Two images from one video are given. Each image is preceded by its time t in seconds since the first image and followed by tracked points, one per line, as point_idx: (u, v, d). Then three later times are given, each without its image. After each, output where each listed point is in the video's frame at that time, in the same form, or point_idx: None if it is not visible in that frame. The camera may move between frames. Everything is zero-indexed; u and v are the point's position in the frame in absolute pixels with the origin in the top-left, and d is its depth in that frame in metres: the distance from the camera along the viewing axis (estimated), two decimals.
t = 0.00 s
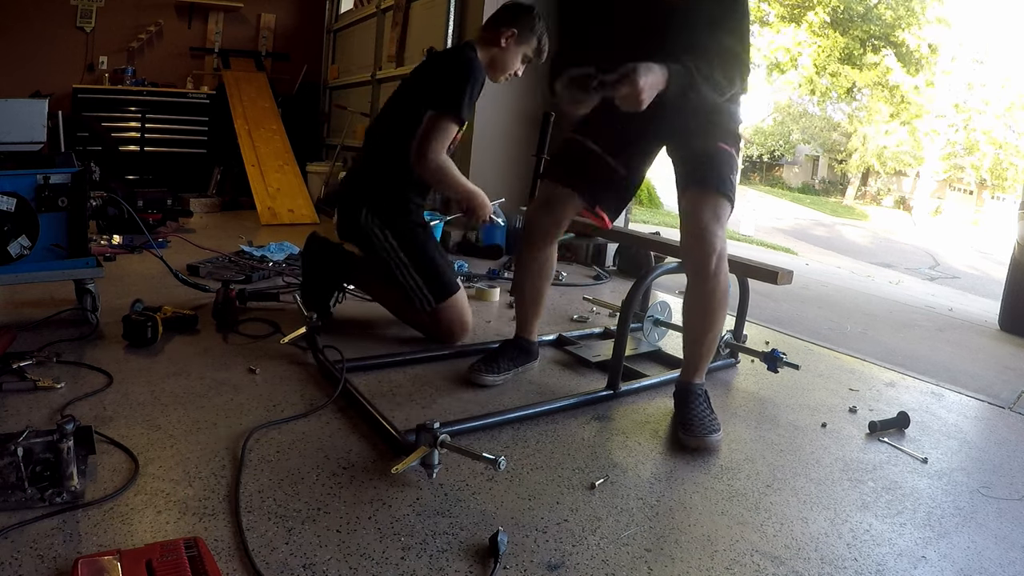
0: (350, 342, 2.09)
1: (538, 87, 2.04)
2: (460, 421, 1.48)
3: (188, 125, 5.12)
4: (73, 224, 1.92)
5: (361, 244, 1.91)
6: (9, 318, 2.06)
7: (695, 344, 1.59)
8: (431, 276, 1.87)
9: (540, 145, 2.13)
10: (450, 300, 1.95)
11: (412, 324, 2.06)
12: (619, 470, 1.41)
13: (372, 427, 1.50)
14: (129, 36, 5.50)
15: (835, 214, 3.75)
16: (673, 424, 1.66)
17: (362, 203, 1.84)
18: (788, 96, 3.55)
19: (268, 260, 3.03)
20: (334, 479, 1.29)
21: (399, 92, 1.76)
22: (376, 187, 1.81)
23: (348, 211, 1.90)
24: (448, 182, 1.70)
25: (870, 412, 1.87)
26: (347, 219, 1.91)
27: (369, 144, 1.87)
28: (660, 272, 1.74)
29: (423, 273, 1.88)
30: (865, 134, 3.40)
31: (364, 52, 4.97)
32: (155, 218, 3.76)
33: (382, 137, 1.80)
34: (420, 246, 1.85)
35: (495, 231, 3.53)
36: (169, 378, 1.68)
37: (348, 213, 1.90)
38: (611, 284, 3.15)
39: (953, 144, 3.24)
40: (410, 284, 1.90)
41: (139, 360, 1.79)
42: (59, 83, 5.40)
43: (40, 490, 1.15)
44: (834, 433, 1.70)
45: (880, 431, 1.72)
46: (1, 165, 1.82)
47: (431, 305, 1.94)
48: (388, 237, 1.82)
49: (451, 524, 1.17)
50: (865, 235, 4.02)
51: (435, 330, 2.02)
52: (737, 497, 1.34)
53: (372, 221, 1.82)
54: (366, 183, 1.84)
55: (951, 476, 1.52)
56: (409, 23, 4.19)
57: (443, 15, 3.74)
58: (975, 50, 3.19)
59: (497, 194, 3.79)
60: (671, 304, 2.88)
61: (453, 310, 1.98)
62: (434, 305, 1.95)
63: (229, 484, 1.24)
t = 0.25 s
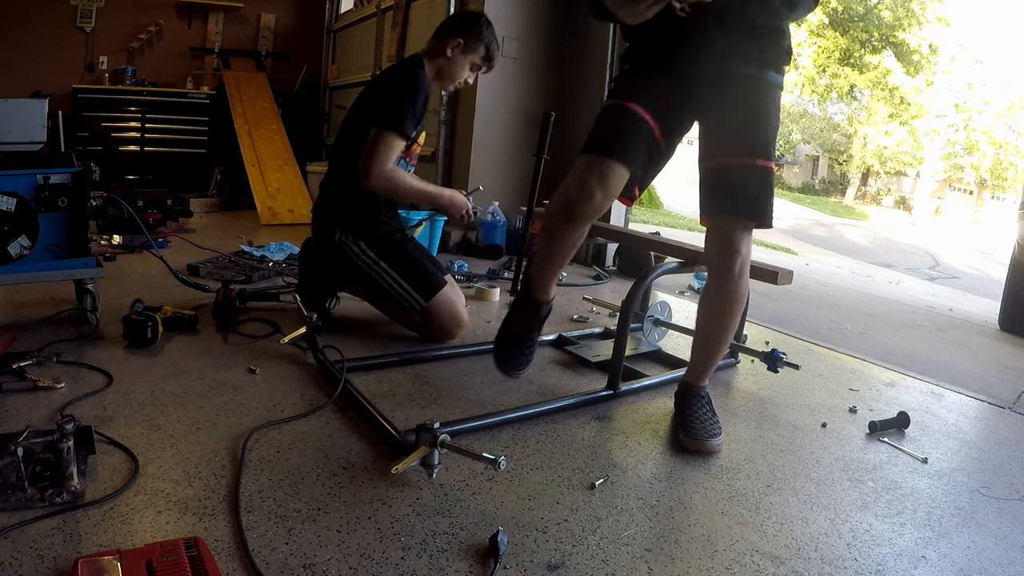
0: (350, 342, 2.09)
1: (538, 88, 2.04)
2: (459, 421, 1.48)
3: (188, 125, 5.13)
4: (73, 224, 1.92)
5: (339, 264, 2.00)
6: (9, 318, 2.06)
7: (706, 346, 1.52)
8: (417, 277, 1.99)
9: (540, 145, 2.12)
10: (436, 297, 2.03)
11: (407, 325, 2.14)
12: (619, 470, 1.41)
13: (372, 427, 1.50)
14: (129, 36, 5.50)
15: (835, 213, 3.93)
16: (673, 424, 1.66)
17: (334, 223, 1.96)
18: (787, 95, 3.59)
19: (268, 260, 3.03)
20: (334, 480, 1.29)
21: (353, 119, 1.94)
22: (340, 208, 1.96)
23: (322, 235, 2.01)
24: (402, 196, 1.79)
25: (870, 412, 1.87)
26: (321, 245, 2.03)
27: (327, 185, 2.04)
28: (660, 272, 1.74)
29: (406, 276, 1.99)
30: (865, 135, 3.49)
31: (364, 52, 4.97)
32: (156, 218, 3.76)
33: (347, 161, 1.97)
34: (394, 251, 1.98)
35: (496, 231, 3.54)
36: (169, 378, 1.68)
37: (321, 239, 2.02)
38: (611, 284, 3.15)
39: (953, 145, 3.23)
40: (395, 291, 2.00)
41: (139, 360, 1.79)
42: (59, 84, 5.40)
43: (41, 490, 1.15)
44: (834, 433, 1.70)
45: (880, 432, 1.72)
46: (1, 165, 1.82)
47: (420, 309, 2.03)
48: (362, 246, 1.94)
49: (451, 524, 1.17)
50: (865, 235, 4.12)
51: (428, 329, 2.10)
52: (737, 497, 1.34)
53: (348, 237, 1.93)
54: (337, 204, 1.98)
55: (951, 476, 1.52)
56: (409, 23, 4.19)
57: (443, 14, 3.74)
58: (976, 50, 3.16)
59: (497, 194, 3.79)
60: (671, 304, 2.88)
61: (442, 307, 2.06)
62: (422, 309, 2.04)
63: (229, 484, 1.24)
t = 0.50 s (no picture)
0: (349, 342, 2.10)
1: (538, 88, 2.04)
2: (459, 422, 1.48)
3: (188, 125, 5.13)
4: (72, 224, 1.92)
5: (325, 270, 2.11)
6: (9, 318, 2.06)
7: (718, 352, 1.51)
8: (399, 274, 2.06)
9: (540, 145, 2.12)
10: (421, 295, 2.09)
11: (398, 326, 2.17)
12: (619, 470, 1.41)
13: (372, 427, 1.50)
14: (129, 36, 5.50)
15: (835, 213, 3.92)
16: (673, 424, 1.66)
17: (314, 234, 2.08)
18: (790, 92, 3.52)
19: (268, 260, 3.03)
20: (334, 480, 1.29)
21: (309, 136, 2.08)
22: (317, 218, 2.07)
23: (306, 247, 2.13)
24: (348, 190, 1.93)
25: (870, 412, 1.87)
26: (304, 258, 2.13)
27: (302, 203, 2.16)
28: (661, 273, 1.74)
29: (388, 275, 2.07)
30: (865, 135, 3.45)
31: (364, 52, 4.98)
32: (155, 218, 3.76)
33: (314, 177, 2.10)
34: (374, 252, 2.07)
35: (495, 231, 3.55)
36: (169, 378, 1.68)
37: (304, 251, 2.12)
38: (611, 284, 3.15)
39: (952, 144, 3.23)
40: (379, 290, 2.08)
41: (139, 360, 1.79)
42: (59, 84, 5.39)
43: (41, 490, 1.15)
44: (834, 433, 1.70)
45: (880, 432, 1.72)
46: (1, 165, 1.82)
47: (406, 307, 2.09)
48: (343, 249, 2.05)
49: (451, 524, 1.17)
50: (865, 235, 4.13)
51: (418, 329, 2.13)
52: (737, 497, 1.34)
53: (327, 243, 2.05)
54: (313, 217, 2.10)
55: (951, 476, 1.52)
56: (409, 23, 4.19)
57: (444, 14, 3.74)
58: (976, 50, 3.16)
59: (497, 194, 3.79)
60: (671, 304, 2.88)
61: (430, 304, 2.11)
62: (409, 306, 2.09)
63: (229, 484, 1.24)
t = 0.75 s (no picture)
0: (350, 342, 2.09)
1: (538, 88, 2.04)
2: (459, 422, 1.48)
3: (188, 125, 5.13)
4: (73, 224, 1.92)
5: (324, 271, 2.11)
6: (9, 318, 2.06)
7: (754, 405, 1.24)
8: (400, 273, 2.06)
9: (540, 145, 2.12)
10: (421, 296, 2.09)
11: (398, 327, 2.18)
12: (619, 470, 1.41)
13: (372, 427, 1.50)
14: (129, 36, 5.50)
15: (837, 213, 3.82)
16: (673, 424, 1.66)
17: (312, 235, 2.09)
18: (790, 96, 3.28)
19: (268, 260, 3.03)
20: (334, 480, 1.29)
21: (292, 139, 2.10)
22: (317, 217, 2.08)
23: (304, 247, 2.13)
24: (339, 188, 1.98)
25: (870, 412, 1.87)
26: (303, 258, 2.13)
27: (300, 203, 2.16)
28: (661, 273, 1.74)
29: (388, 276, 2.07)
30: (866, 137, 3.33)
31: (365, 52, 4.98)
32: (155, 218, 3.76)
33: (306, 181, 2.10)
34: (374, 253, 2.08)
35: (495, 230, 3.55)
36: (169, 378, 1.68)
37: (303, 251, 2.13)
38: (611, 284, 3.15)
39: (953, 144, 3.30)
40: (379, 289, 2.07)
41: (139, 360, 1.79)
42: (59, 84, 5.39)
43: (40, 490, 1.15)
44: (834, 433, 1.70)
45: (880, 431, 1.72)
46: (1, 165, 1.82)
47: (406, 307, 2.09)
48: (344, 249, 2.05)
49: (451, 524, 1.17)
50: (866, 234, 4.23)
51: (418, 329, 2.13)
52: (738, 497, 1.34)
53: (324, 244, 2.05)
54: (309, 217, 2.11)
55: (951, 476, 1.52)
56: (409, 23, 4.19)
57: (444, 15, 3.74)
58: (974, 50, 3.14)
59: (497, 193, 3.79)
60: (671, 304, 2.88)
61: (430, 305, 2.10)
62: (410, 305, 2.09)
63: (229, 484, 1.24)
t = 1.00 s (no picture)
0: (350, 342, 2.09)
1: (538, 89, 2.04)
2: (459, 422, 1.48)
3: (187, 125, 5.12)
4: (73, 224, 1.92)
5: (323, 272, 2.12)
6: (9, 318, 2.06)
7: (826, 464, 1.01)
8: (399, 274, 2.06)
9: (540, 145, 2.12)
10: (421, 297, 2.09)
11: (398, 328, 2.17)
12: (619, 470, 1.41)
13: (373, 426, 1.51)
14: (129, 36, 5.50)
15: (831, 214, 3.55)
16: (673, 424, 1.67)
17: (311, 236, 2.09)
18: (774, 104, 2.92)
19: (268, 260, 3.03)
20: (334, 479, 1.29)
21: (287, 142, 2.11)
22: (316, 218, 2.09)
23: (304, 249, 2.14)
24: (332, 185, 1.98)
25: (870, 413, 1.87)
26: (304, 260, 2.14)
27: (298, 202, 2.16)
28: (661, 274, 1.74)
29: (388, 277, 2.07)
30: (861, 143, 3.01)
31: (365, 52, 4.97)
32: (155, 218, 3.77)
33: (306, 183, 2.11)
34: (374, 254, 2.08)
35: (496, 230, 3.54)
36: (169, 378, 1.68)
37: (303, 253, 2.13)
38: (611, 284, 3.15)
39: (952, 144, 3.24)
40: (379, 290, 2.07)
41: (139, 360, 1.79)
42: (59, 83, 5.39)
43: (41, 490, 1.14)
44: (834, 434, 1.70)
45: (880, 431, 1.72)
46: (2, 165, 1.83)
47: (406, 308, 2.08)
48: (344, 249, 2.06)
49: (451, 524, 1.17)
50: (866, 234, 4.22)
51: (418, 330, 2.13)
52: (738, 498, 1.34)
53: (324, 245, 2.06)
54: (309, 219, 2.11)
55: (951, 476, 1.52)
56: (409, 23, 4.19)
57: (443, 15, 3.74)
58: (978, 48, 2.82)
59: (497, 194, 3.79)
60: (671, 304, 2.88)
61: (429, 306, 2.10)
62: (410, 307, 2.09)
63: (229, 484, 1.24)
